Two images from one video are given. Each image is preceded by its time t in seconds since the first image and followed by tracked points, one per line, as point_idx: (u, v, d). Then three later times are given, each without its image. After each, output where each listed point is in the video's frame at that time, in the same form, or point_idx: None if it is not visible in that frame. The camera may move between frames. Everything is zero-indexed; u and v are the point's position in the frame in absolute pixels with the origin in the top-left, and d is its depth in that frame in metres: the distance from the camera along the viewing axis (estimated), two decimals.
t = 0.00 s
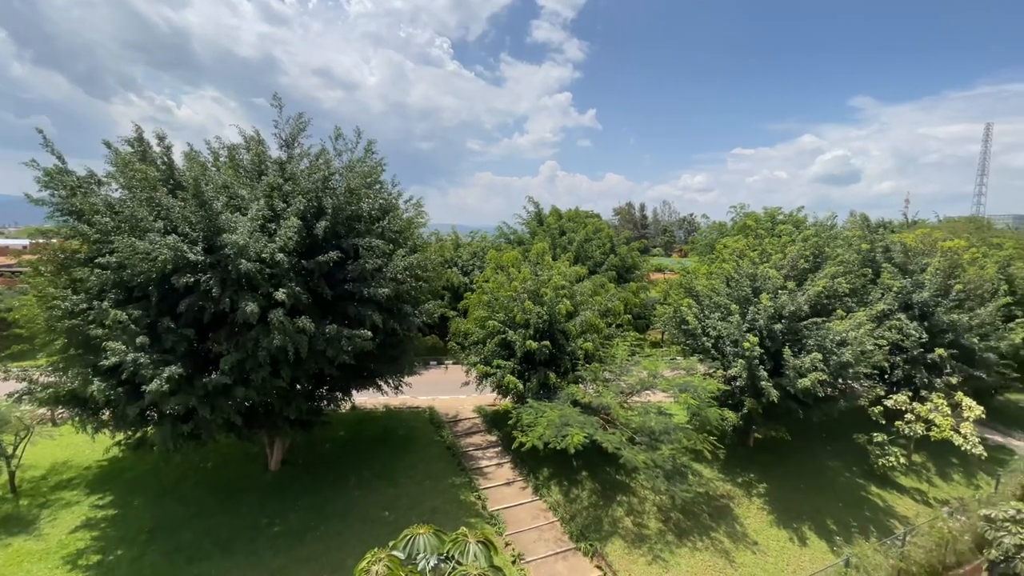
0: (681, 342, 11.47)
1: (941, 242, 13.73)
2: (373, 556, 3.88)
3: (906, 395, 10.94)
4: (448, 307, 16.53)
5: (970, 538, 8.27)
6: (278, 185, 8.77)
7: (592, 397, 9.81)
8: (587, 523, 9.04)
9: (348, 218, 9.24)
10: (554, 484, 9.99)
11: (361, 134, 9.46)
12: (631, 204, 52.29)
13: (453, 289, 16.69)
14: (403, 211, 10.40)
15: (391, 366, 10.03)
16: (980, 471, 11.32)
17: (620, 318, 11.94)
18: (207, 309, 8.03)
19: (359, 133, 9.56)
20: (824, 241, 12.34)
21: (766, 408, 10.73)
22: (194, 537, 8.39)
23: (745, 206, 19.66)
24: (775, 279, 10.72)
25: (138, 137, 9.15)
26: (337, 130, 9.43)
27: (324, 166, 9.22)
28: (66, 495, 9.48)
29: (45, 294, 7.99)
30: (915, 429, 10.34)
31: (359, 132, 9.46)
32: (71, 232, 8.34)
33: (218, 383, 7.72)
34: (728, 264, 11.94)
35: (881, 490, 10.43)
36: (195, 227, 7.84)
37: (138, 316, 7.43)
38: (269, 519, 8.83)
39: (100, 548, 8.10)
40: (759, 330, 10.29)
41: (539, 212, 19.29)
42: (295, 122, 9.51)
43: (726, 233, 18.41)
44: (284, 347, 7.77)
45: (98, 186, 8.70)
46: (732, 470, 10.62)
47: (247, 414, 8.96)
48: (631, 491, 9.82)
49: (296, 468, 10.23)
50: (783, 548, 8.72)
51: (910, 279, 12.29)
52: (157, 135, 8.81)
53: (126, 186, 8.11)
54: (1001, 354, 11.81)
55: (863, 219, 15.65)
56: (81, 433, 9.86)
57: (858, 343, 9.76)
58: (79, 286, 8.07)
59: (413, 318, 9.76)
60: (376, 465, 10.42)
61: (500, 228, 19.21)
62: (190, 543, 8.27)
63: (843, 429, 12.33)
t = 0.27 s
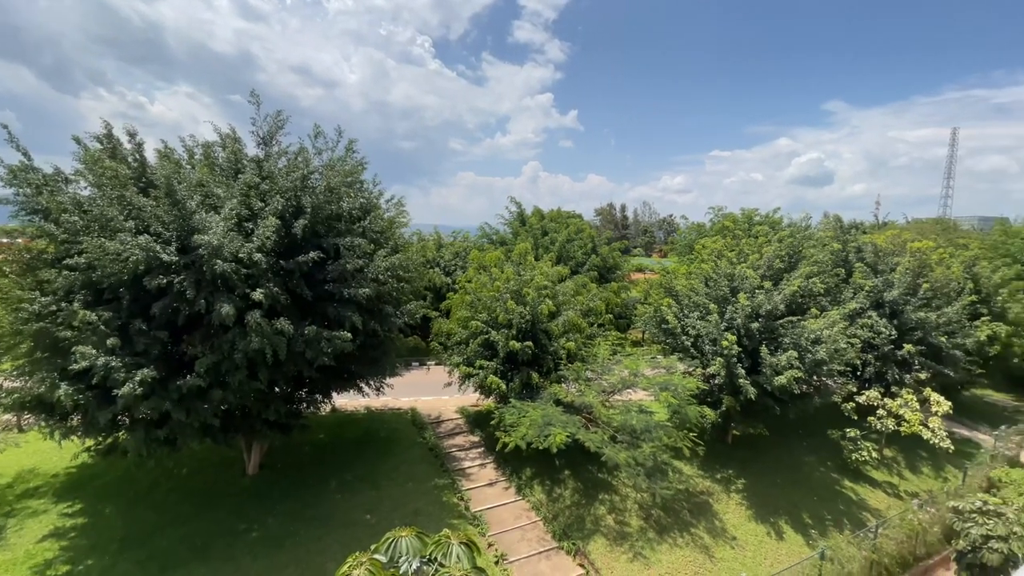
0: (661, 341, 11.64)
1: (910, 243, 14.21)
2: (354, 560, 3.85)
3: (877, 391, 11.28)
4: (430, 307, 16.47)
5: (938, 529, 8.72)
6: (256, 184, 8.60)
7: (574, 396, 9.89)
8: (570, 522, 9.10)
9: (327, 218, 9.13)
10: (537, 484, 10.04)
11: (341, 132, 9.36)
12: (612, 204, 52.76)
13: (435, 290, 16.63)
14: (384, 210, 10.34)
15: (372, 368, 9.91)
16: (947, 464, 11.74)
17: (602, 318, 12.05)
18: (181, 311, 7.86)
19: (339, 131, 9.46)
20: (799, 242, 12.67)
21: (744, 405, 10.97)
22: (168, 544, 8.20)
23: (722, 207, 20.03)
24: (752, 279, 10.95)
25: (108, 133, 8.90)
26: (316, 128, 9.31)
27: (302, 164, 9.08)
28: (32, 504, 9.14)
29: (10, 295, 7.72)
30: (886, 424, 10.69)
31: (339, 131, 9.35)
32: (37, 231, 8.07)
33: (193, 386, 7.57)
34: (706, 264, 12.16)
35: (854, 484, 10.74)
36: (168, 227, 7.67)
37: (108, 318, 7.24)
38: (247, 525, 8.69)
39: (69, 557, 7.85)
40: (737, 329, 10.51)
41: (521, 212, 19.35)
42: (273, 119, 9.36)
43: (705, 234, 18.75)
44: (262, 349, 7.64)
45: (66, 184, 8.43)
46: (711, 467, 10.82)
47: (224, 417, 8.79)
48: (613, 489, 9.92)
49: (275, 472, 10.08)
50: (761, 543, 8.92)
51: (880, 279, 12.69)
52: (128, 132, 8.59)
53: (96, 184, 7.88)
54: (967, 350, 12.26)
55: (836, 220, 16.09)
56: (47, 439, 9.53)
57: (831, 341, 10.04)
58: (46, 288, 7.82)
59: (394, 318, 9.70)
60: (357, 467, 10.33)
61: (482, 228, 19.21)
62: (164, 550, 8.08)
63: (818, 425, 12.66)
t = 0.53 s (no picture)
0: (638, 341, 11.83)
1: (875, 244, 14.76)
2: (331, 566, 3.81)
3: (843, 387, 11.70)
4: (407, 309, 16.35)
5: (903, 520, 9.09)
6: (226, 182, 8.37)
7: (553, 396, 9.97)
8: (549, 522, 9.17)
9: (301, 218, 8.98)
10: (516, 484, 10.08)
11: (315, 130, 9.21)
12: (590, 205, 53.28)
13: (413, 291, 16.52)
14: (360, 210, 10.23)
15: (348, 370, 9.75)
16: (909, 456, 12.24)
17: (580, 318, 12.17)
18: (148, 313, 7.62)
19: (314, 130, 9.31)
20: (770, 243, 13.03)
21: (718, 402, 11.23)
22: (135, 555, 7.96)
23: (696, 209, 20.46)
24: (724, 279, 11.23)
25: (69, 129, 8.58)
26: (289, 126, 9.14)
27: (275, 162, 8.90)
28: None
29: None
30: (853, 419, 11.09)
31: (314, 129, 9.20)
32: None
33: (161, 392, 7.35)
34: (681, 264, 12.41)
35: (823, 477, 11.11)
36: (133, 227, 7.43)
37: (69, 322, 6.98)
38: (219, 533, 8.49)
39: (28, 571, 7.52)
40: (711, 328, 10.76)
41: (499, 213, 19.39)
42: (245, 117, 9.16)
43: (680, 235, 19.12)
44: (233, 352, 7.47)
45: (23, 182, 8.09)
46: (686, 463, 11.04)
47: (194, 423, 8.57)
48: (591, 487, 10.02)
49: (248, 478, 9.86)
50: (734, 537, 9.14)
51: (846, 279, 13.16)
52: (90, 128, 8.29)
53: (55, 182, 7.58)
54: (928, 347, 12.79)
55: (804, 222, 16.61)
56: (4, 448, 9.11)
57: (800, 339, 10.38)
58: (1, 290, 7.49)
59: (371, 320, 9.60)
60: (333, 471, 10.18)
61: (461, 229, 19.18)
62: (130, 561, 7.84)
63: (788, 421, 13.04)
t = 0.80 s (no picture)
0: (613, 340, 12.00)
1: (839, 245, 15.33)
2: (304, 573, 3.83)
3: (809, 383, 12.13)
4: (383, 310, 16.20)
5: (866, 511, 9.46)
6: (192, 181, 8.12)
7: (530, 396, 10.03)
8: (526, 522, 9.22)
9: (272, 218, 8.80)
10: (494, 485, 10.11)
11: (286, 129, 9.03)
12: (566, 205, 53.75)
13: (389, 292, 16.37)
14: (333, 210, 10.10)
15: (322, 374, 9.57)
16: (872, 449, 12.75)
17: (556, 319, 12.27)
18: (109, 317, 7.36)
19: (285, 128, 9.14)
20: (739, 244, 13.43)
21: (691, 400, 11.49)
22: (96, 568, 7.69)
23: (669, 211, 20.88)
24: (696, 280, 11.50)
25: (23, 125, 8.22)
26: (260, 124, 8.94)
27: (244, 161, 8.68)
28: None
29: None
30: (819, 414, 11.51)
31: (285, 127, 9.02)
32: None
33: (124, 398, 7.11)
34: (654, 265, 12.66)
35: (791, 471, 11.48)
36: (93, 228, 7.16)
37: (24, 327, 6.69)
38: (186, 543, 8.25)
39: None
40: (683, 328, 11.01)
41: (475, 213, 19.38)
42: (214, 114, 8.93)
43: (653, 236, 19.49)
44: (201, 357, 7.27)
45: None
46: (661, 460, 11.25)
47: (160, 430, 8.32)
48: (568, 486, 10.11)
49: (217, 485, 9.61)
50: (708, 532, 9.36)
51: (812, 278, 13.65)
52: (46, 124, 7.97)
53: (7, 181, 7.25)
54: (889, 344, 13.35)
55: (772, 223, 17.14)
56: None
57: (768, 337, 10.71)
58: None
59: (345, 322, 9.48)
60: (306, 477, 10.00)
61: (437, 229, 19.10)
62: None
63: (758, 417, 13.43)
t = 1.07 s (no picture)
0: (588, 340, 12.15)
1: (804, 246, 15.89)
2: None
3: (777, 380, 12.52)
4: (357, 312, 15.99)
5: (831, 502, 9.82)
6: (156, 180, 7.87)
7: (507, 397, 10.06)
8: (504, 523, 9.24)
9: (241, 218, 8.60)
10: (471, 487, 10.10)
11: (256, 127, 8.82)
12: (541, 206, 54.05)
13: (363, 294, 16.17)
14: (305, 211, 9.94)
15: (293, 378, 9.37)
16: (836, 443, 13.24)
17: (533, 319, 12.35)
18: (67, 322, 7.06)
19: (254, 127, 8.94)
20: (710, 245, 13.78)
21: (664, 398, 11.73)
22: None
23: (642, 212, 21.26)
24: (668, 280, 11.75)
25: None
26: (228, 122, 8.72)
27: (211, 160, 8.41)
28: None
29: None
30: (786, 409, 11.90)
31: (254, 125, 8.81)
32: None
33: (84, 407, 6.83)
34: (628, 266, 12.88)
35: (760, 466, 11.83)
36: (48, 229, 6.86)
37: None
38: (151, 555, 7.97)
39: None
40: (657, 327, 11.23)
41: (451, 214, 19.33)
42: (180, 112, 8.68)
43: (627, 237, 19.80)
44: (166, 362, 7.04)
45: None
46: (636, 458, 11.43)
47: (122, 438, 8.03)
48: (545, 486, 10.16)
49: (184, 495, 9.32)
50: (681, 527, 9.56)
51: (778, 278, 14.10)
52: None
53: None
54: (852, 341, 13.89)
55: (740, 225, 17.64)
56: None
57: (738, 336, 11.03)
58: None
59: (317, 324, 9.31)
60: (277, 484, 9.78)
61: (412, 230, 18.97)
62: None
63: (729, 413, 13.78)
